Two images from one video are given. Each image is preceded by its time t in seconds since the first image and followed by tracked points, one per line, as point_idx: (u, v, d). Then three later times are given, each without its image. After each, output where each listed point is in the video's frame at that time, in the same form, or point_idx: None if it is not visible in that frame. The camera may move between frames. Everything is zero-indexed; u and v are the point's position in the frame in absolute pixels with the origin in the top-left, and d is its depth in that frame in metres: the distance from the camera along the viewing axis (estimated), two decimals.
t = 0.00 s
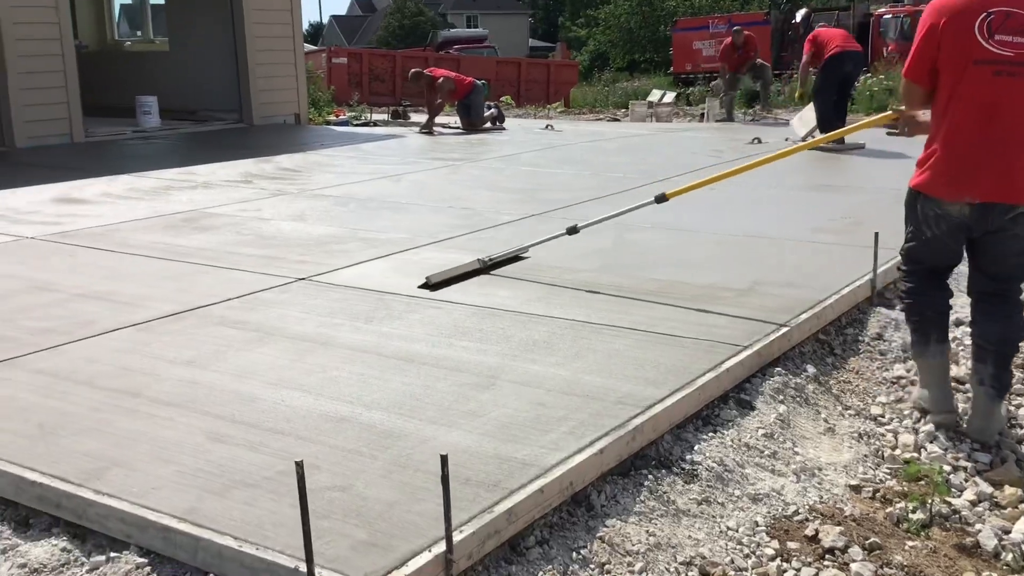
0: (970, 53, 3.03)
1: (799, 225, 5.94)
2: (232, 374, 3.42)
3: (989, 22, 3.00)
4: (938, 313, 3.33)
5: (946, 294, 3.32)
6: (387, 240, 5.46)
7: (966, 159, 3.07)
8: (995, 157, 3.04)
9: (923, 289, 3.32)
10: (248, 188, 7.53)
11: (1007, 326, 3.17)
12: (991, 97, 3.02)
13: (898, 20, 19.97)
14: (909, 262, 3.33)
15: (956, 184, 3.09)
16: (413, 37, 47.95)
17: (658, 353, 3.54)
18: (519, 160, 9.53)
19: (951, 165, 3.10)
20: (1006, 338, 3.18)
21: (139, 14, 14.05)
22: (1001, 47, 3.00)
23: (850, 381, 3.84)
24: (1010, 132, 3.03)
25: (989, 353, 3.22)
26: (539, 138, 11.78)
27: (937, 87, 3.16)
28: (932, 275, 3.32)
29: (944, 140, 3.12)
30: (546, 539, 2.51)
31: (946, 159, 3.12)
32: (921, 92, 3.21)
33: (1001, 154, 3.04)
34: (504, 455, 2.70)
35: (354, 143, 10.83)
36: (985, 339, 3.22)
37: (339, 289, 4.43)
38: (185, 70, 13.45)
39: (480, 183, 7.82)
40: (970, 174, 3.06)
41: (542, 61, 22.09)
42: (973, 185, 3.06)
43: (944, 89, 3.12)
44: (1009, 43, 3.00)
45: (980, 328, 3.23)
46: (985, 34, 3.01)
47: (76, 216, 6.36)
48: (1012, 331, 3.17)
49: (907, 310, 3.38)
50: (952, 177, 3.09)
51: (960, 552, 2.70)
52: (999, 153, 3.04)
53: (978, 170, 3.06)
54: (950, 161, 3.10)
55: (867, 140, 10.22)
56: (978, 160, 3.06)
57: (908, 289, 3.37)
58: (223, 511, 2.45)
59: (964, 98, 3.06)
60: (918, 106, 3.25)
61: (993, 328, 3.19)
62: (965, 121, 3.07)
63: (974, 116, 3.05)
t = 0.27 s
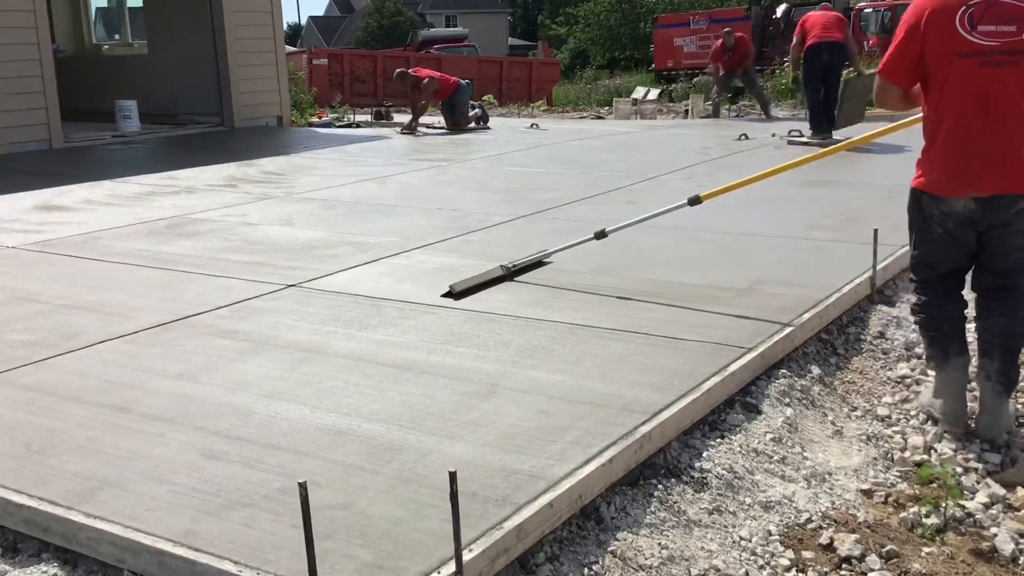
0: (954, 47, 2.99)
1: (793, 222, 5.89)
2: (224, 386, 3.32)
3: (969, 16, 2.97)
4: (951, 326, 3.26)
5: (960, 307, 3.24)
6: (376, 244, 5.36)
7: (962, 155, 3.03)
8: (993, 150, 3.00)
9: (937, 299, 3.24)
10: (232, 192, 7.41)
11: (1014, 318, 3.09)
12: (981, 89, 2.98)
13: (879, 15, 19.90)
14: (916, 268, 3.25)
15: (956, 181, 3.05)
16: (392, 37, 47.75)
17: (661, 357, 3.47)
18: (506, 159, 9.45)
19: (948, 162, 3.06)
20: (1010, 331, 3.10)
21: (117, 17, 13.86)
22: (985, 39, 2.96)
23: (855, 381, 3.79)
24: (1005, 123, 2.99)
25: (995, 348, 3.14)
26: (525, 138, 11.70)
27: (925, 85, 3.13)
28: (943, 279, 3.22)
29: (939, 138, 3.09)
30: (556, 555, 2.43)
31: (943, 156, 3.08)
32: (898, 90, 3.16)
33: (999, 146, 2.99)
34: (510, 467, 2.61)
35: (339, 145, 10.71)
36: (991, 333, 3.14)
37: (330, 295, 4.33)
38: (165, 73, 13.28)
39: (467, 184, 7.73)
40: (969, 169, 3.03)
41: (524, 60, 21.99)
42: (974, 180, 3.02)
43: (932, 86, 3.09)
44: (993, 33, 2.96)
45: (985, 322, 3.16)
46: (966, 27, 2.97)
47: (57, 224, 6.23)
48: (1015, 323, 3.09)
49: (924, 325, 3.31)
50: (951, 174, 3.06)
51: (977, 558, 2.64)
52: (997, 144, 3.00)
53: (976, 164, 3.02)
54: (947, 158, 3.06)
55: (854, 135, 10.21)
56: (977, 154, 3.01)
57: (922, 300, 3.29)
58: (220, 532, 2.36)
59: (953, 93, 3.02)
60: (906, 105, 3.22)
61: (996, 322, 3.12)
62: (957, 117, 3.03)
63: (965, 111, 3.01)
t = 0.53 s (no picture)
0: (883, 53, 2.98)
1: (733, 222, 5.91)
2: (159, 414, 3.15)
3: (892, 21, 2.96)
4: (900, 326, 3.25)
5: (908, 308, 3.24)
6: (315, 256, 5.21)
7: (905, 157, 3.04)
8: (935, 149, 3.00)
9: (886, 304, 3.24)
10: (161, 204, 7.16)
11: (995, 308, 3.11)
12: (915, 91, 2.98)
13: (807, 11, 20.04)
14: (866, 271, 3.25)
15: (903, 183, 3.06)
16: (321, 39, 47.10)
17: (612, 368, 3.41)
18: (444, 164, 9.33)
19: (892, 166, 3.07)
20: (989, 320, 3.11)
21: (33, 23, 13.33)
22: (913, 41, 2.95)
23: (803, 384, 3.80)
24: (944, 122, 2.98)
25: (978, 336, 3.13)
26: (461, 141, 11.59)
27: (860, 91, 3.12)
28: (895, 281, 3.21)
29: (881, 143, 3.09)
30: None
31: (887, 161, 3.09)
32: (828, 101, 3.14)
33: (941, 145, 3.00)
34: (463, 491, 2.52)
35: (271, 152, 10.47)
36: (972, 322, 3.15)
37: (268, 312, 4.18)
38: (86, 80, 12.83)
39: (406, 190, 7.59)
40: (914, 171, 3.03)
41: (456, 61, 22.05)
42: (920, 181, 3.03)
43: (867, 93, 3.08)
44: (919, 34, 2.95)
45: (966, 312, 3.16)
46: (892, 32, 2.96)
47: None
48: (998, 311, 3.11)
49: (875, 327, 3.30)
50: (898, 177, 3.06)
51: (935, 563, 2.67)
52: (939, 143, 3.00)
53: (920, 165, 3.02)
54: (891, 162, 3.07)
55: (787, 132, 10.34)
56: (920, 155, 3.02)
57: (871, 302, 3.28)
58: None
59: (889, 99, 3.02)
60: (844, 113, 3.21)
61: (976, 311, 3.13)
62: (895, 121, 3.03)
63: (903, 114, 3.01)
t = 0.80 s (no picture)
0: (797, 68, 2.99)
1: (643, 225, 5.98)
2: (57, 438, 2.98)
3: (805, 35, 2.97)
4: (813, 324, 3.29)
5: (820, 305, 3.29)
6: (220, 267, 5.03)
7: (822, 170, 3.03)
8: (850, 161, 2.99)
9: (796, 304, 3.29)
10: (53, 216, 6.82)
11: (951, 318, 3.07)
12: (829, 104, 2.97)
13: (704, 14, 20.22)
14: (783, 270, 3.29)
15: (820, 195, 3.05)
16: (219, 42, 45.90)
17: (529, 374, 3.38)
18: (350, 169, 9.18)
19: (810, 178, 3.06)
20: (951, 333, 3.07)
21: None
22: (825, 54, 2.95)
23: (717, 384, 3.86)
24: (858, 133, 2.96)
25: (944, 353, 3.09)
26: (367, 146, 11.43)
27: (780, 105, 3.13)
28: (806, 281, 3.27)
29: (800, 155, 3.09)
30: None
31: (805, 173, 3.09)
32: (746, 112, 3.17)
33: (856, 156, 2.98)
34: (383, 507, 2.45)
35: (170, 159, 10.11)
36: (932, 339, 3.11)
37: (173, 327, 4.01)
38: None
39: (312, 197, 7.43)
40: (830, 183, 3.02)
41: (359, 65, 21.80)
42: (837, 193, 3.02)
43: (786, 105, 3.09)
44: (832, 47, 2.94)
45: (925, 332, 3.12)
46: (805, 47, 2.97)
47: None
48: (955, 324, 3.06)
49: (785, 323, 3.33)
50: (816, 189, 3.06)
51: (851, 558, 2.75)
52: (854, 155, 2.98)
53: (836, 177, 3.01)
54: (809, 174, 3.07)
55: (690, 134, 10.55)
56: (836, 167, 3.01)
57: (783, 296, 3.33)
58: None
59: (805, 111, 3.02)
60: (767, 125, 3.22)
61: (932, 327, 3.09)
62: (812, 134, 3.03)
63: (819, 127, 3.01)
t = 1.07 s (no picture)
0: (743, 95, 3.03)
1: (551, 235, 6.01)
2: None
3: (751, 63, 3.00)
4: (729, 330, 3.37)
5: (738, 315, 3.38)
6: (116, 280, 4.83)
7: (762, 195, 3.08)
8: (790, 188, 3.04)
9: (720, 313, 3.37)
10: None
11: (870, 343, 3.18)
12: (771, 132, 3.02)
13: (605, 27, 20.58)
14: (713, 282, 3.37)
15: (760, 219, 3.11)
16: (111, 46, 44.29)
17: (440, 387, 3.35)
18: (253, 179, 8.97)
19: (750, 202, 3.11)
20: (870, 358, 3.18)
21: None
22: (770, 84, 2.99)
23: (625, 393, 3.91)
24: (799, 162, 3.02)
25: (860, 373, 3.21)
26: (270, 154, 11.20)
27: (724, 127, 3.16)
28: (729, 296, 3.37)
29: (742, 178, 3.14)
30: None
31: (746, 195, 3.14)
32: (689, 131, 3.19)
33: (796, 184, 3.03)
34: (292, 527, 2.38)
35: (60, 168, 9.68)
36: (852, 360, 3.21)
37: (65, 343, 3.82)
38: None
39: (213, 207, 7.22)
40: (769, 208, 3.08)
41: (258, 71, 21.23)
42: (775, 218, 3.08)
43: (730, 129, 3.13)
44: (777, 77, 2.99)
45: (846, 348, 3.22)
46: (751, 75, 3.01)
47: None
48: (873, 349, 3.18)
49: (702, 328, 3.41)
50: (756, 213, 3.11)
51: (757, 563, 2.82)
52: (793, 183, 3.04)
53: (776, 202, 3.07)
54: (749, 198, 3.12)
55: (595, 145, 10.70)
56: (776, 193, 3.06)
57: (708, 304, 3.40)
58: None
59: (748, 138, 3.07)
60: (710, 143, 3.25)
61: (853, 348, 3.19)
62: (754, 159, 3.08)
63: (760, 154, 3.06)
